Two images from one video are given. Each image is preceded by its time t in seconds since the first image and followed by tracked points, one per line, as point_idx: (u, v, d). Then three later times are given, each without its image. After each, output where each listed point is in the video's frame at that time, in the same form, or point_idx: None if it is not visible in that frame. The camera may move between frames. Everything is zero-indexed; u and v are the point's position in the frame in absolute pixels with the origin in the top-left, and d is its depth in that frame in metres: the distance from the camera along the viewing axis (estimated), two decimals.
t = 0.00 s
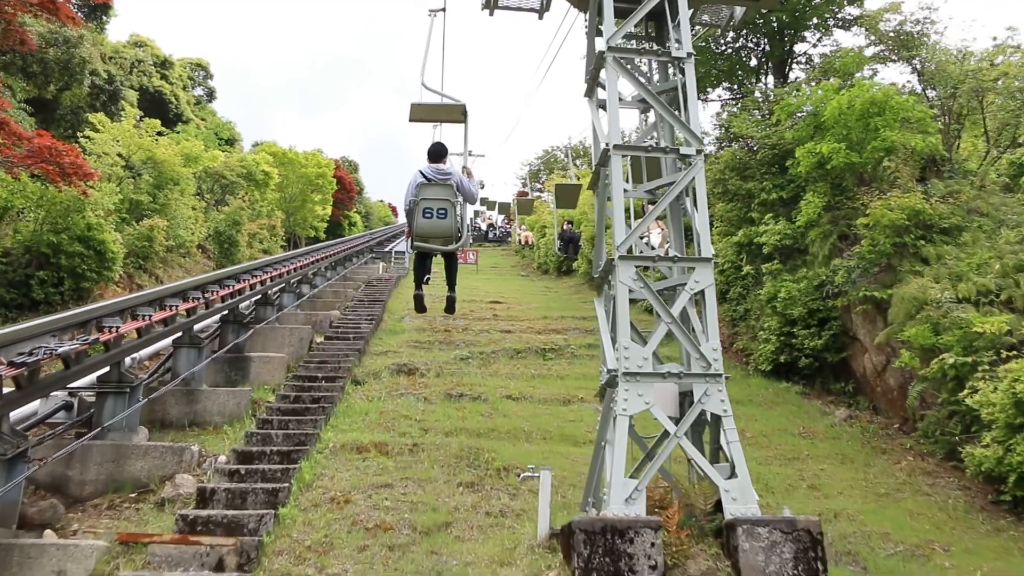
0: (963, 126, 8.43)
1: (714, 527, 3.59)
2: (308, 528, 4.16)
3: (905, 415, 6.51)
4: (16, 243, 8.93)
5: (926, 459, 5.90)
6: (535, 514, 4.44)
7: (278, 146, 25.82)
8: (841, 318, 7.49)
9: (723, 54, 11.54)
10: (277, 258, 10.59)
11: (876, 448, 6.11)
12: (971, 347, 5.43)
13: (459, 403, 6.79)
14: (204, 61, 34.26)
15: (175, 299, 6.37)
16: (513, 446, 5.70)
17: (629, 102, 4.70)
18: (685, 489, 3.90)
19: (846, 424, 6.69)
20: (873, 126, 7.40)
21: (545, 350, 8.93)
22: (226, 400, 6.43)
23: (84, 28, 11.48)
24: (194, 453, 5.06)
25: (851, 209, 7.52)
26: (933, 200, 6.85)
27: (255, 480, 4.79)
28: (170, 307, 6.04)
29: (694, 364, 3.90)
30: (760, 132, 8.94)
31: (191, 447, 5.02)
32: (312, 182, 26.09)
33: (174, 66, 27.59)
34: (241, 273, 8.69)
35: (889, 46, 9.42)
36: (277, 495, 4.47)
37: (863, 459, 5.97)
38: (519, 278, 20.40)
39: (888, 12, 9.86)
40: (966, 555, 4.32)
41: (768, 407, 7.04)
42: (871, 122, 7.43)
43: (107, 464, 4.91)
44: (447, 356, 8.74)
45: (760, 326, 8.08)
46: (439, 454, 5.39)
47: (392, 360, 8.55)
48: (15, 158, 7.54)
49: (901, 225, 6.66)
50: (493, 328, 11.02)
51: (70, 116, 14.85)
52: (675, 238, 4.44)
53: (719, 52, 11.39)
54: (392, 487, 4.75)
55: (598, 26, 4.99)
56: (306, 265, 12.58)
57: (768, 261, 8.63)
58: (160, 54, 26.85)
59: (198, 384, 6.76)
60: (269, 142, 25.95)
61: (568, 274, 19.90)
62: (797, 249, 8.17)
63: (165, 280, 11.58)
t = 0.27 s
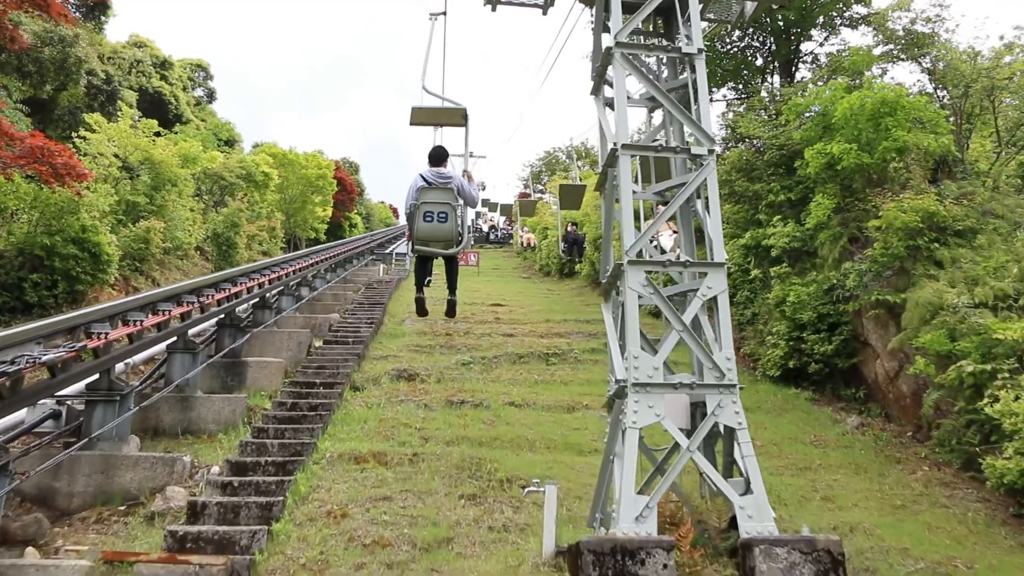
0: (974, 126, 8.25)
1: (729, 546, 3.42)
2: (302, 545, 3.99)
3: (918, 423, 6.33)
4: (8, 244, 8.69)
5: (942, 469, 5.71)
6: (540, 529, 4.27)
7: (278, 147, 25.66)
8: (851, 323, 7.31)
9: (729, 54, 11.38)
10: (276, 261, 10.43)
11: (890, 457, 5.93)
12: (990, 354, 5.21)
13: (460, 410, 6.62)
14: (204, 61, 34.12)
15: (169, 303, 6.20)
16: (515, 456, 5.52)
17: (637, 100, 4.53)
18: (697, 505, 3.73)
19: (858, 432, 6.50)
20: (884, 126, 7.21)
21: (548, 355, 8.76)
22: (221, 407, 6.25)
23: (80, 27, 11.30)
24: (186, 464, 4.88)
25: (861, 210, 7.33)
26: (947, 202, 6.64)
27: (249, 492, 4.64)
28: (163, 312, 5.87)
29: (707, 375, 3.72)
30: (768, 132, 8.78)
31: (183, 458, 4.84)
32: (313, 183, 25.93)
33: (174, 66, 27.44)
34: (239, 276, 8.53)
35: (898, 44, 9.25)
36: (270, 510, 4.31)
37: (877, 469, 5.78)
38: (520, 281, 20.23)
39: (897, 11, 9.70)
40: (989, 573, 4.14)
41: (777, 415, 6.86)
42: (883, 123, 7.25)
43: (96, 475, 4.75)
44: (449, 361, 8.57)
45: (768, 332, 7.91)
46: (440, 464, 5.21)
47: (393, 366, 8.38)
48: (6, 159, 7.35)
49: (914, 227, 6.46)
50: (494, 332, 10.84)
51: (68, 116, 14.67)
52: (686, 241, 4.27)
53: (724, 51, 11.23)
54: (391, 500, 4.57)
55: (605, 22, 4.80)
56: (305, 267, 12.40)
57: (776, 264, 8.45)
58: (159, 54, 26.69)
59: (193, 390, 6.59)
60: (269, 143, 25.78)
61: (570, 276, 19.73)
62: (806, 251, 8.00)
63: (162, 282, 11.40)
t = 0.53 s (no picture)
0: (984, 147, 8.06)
1: None
2: None
3: (935, 452, 6.10)
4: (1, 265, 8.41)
5: (962, 502, 5.48)
6: (545, 569, 4.05)
7: (279, 168, 25.54)
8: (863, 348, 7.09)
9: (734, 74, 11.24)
10: (275, 283, 10.24)
11: (907, 489, 5.72)
12: (1013, 382, 4.96)
13: (461, 439, 6.40)
14: (206, 82, 34.09)
15: (161, 328, 5.99)
16: (518, 489, 5.30)
17: (647, 119, 4.34)
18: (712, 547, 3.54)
19: (873, 462, 6.29)
20: (895, 146, 7.01)
21: (552, 381, 8.55)
22: (214, 436, 6.03)
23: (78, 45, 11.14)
24: (175, 498, 4.68)
25: (873, 232, 7.13)
26: (961, 223, 6.41)
27: (239, 529, 4.45)
28: (155, 337, 5.68)
29: (723, 409, 3.53)
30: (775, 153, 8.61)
31: (171, 492, 4.64)
32: (314, 204, 25.80)
33: (176, 86, 27.37)
34: (236, 299, 8.33)
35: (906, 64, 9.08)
36: (261, 548, 4.16)
37: (895, 502, 5.55)
38: (522, 303, 20.03)
39: (905, 30, 9.55)
40: None
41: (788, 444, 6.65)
42: (893, 143, 7.05)
43: (79, 510, 4.54)
44: (449, 387, 8.36)
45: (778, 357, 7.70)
46: (440, 499, 4.99)
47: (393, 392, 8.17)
48: None
49: (928, 250, 6.24)
50: (496, 356, 10.64)
51: (67, 136, 14.53)
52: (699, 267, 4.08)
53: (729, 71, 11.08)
54: (388, 538, 4.35)
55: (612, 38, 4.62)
56: (305, 289, 12.22)
57: (785, 287, 8.26)
58: (161, 74, 26.65)
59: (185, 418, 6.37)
60: (270, 163, 25.67)
61: (572, 298, 19.54)
62: (816, 274, 7.81)
63: (159, 304, 11.20)
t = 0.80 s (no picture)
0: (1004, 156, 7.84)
1: None
2: None
3: (956, 472, 5.87)
4: None
5: (988, 526, 5.24)
6: None
7: (281, 176, 25.40)
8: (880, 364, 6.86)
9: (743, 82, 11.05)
10: (274, 293, 10.03)
11: (929, 512, 5.48)
12: None
13: (464, 457, 6.17)
14: (208, 90, 33.99)
15: (153, 341, 5.78)
16: (524, 511, 5.07)
17: (661, 125, 4.13)
18: None
19: (891, 483, 6.05)
20: (914, 156, 6.80)
21: (557, 395, 8.33)
22: (208, 453, 5.81)
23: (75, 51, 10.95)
24: (163, 520, 4.46)
25: (890, 244, 6.91)
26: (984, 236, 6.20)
27: (230, 554, 4.25)
28: (146, 351, 5.46)
29: (744, 433, 3.30)
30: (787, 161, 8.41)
31: (160, 513, 4.42)
32: (316, 213, 25.63)
33: (177, 94, 27.24)
34: (233, 310, 8.12)
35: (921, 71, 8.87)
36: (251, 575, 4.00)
37: (917, 525, 5.31)
38: (526, 313, 19.82)
39: (919, 37, 9.36)
40: None
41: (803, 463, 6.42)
42: (911, 152, 6.85)
43: (62, 532, 4.32)
44: (452, 401, 8.14)
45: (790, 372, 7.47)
46: (442, 521, 4.76)
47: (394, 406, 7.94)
48: None
49: (950, 262, 6.02)
50: (499, 369, 10.42)
51: (65, 143, 14.35)
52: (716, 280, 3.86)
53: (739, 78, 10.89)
54: (386, 564, 4.12)
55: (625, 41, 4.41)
56: (304, 300, 12.01)
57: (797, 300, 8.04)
58: (163, 82, 26.54)
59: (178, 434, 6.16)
60: (271, 172, 25.53)
61: (576, 308, 19.32)
62: (829, 287, 7.59)
63: (155, 314, 10.99)
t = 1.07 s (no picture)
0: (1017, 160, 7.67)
1: None
2: None
3: (969, 482, 5.70)
4: None
5: (1005, 540, 5.07)
6: None
7: (279, 177, 25.25)
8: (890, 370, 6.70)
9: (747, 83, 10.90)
10: (270, 295, 9.87)
11: (943, 524, 5.31)
12: None
13: (463, 465, 6.00)
14: (207, 90, 33.85)
15: (143, 345, 5.61)
16: (525, 522, 4.90)
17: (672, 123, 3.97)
18: None
19: (903, 493, 5.88)
20: (925, 158, 6.64)
21: (558, 400, 8.16)
22: (199, 460, 5.64)
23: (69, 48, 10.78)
24: (151, 533, 4.27)
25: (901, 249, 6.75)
26: (999, 241, 6.03)
27: (219, 569, 4.06)
28: (135, 355, 5.29)
29: (760, 447, 3.13)
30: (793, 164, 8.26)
31: (146, 526, 4.23)
32: (314, 214, 25.48)
33: (175, 94, 27.10)
34: (227, 313, 7.95)
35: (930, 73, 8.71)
36: None
37: (930, 538, 5.14)
38: (525, 316, 19.67)
39: (927, 38, 9.21)
40: None
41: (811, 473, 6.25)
42: (923, 154, 6.70)
43: (43, 545, 4.16)
44: (451, 406, 7.97)
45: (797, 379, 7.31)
46: (440, 533, 4.59)
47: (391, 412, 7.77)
48: None
49: (963, 267, 5.86)
50: (499, 373, 10.26)
51: (60, 142, 14.19)
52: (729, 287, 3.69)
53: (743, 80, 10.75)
54: None
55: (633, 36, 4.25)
56: (301, 302, 11.84)
57: (804, 305, 7.88)
58: (161, 82, 26.41)
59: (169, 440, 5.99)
60: (269, 173, 25.38)
61: (576, 312, 19.16)
62: (837, 292, 7.43)
63: (149, 316, 10.81)
